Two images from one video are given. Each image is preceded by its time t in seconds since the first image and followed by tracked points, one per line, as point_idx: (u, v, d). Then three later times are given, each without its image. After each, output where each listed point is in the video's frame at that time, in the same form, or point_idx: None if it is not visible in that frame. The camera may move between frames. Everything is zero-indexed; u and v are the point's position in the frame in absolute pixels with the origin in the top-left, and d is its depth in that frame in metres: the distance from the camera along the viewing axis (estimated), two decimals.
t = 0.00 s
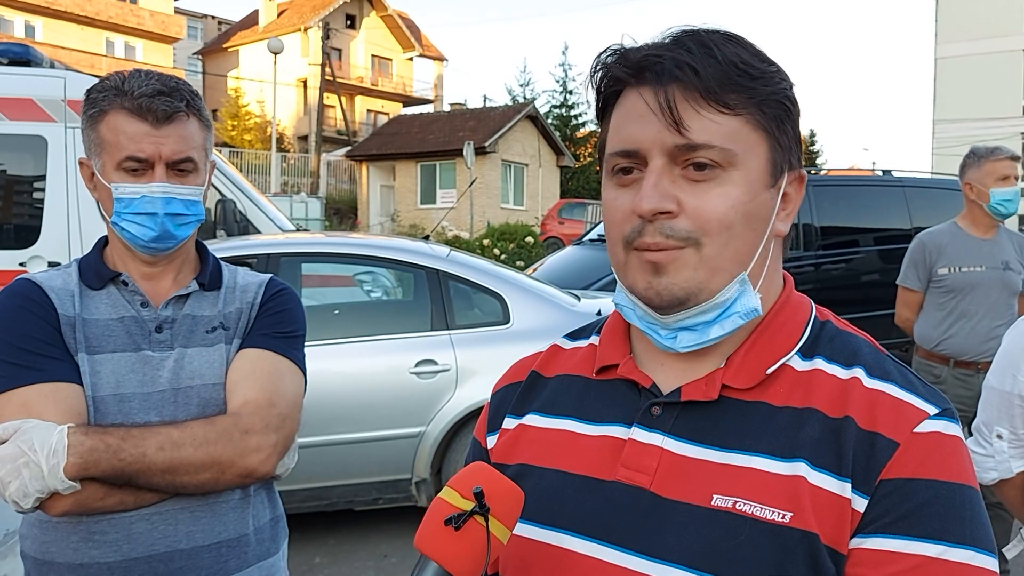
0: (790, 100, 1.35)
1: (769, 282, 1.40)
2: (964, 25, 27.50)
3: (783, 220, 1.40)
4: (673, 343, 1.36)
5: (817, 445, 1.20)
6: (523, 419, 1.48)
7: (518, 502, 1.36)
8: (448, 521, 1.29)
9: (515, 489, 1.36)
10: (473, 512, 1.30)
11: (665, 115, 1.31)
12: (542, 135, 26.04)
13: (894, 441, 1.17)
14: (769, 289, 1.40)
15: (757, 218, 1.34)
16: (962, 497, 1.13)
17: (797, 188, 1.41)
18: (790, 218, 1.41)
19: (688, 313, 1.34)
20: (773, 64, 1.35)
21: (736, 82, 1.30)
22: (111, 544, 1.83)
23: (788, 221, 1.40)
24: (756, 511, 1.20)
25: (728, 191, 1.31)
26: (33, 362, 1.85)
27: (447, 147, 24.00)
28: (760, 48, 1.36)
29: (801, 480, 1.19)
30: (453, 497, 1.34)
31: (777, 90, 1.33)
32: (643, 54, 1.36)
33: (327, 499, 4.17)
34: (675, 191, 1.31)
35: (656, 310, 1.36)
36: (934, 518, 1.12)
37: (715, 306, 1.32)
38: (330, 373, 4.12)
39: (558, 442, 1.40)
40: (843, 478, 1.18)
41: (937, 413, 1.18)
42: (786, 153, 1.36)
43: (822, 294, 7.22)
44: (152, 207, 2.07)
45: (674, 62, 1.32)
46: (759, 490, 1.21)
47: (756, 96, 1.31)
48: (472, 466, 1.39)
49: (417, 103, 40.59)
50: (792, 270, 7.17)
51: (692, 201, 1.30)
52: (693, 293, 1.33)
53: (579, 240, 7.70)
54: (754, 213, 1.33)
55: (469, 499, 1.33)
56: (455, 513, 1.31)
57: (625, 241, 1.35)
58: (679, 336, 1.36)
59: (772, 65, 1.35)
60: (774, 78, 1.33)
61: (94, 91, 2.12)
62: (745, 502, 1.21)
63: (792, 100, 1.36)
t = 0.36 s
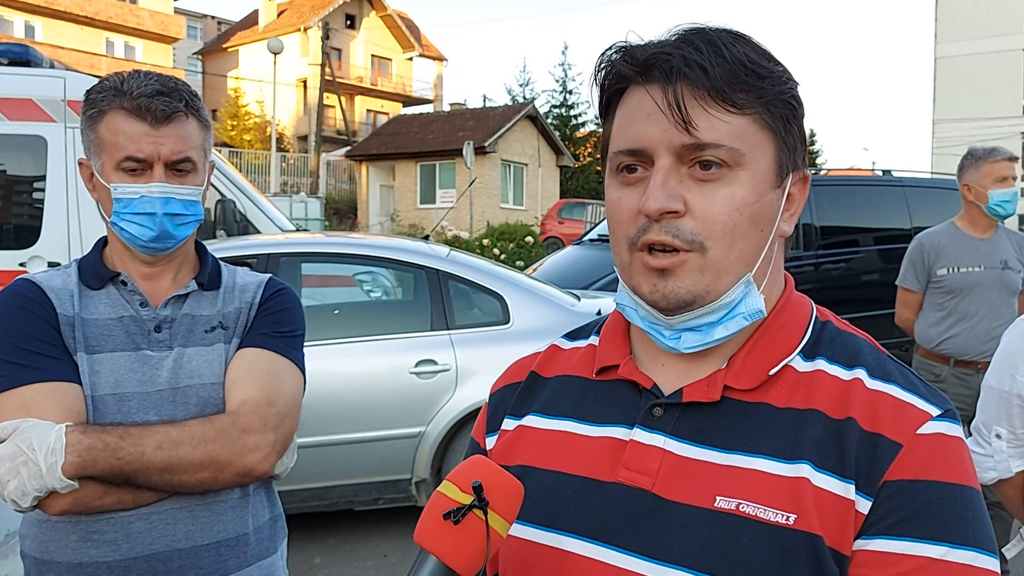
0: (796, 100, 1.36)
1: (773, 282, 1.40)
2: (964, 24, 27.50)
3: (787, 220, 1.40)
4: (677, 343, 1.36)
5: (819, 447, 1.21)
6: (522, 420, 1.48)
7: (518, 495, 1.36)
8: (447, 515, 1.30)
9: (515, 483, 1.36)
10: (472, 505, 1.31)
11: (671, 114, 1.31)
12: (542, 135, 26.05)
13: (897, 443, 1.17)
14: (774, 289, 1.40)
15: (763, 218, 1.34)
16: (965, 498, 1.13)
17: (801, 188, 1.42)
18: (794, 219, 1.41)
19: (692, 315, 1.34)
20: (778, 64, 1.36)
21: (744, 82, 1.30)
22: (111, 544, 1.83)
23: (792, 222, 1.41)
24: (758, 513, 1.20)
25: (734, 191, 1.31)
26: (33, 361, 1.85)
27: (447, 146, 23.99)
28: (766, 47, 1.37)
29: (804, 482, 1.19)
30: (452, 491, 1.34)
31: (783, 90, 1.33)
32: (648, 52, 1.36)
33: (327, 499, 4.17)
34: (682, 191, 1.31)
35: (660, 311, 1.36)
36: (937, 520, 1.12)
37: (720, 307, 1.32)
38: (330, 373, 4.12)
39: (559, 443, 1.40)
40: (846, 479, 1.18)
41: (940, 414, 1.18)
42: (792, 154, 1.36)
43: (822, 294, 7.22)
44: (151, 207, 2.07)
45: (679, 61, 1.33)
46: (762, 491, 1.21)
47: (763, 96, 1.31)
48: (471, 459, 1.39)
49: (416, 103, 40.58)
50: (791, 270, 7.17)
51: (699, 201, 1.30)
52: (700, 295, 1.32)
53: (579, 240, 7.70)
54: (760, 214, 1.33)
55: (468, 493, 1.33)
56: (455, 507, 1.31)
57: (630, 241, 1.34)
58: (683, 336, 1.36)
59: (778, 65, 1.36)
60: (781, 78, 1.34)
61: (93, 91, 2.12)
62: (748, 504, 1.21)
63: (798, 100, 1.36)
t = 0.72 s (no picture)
0: (786, 97, 1.34)
1: (769, 282, 1.39)
2: (964, 24, 27.49)
3: (782, 219, 1.38)
4: (668, 342, 1.37)
5: (821, 447, 1.20)
6: (523, 420, 1.48)
7: (514, 494, 1.35)
8: (443, 514, 1.29)
9: (511, 481, 1.35)
10: (469, 504, 1.30)
11: (654, 115, 1.30)
12: (542, 135, 26.04)
13: (899, 443, 1.16)
14: (769, 289, 1.39)
15: (750, 218, 1.33)
16: (967, 498, 1.13)
17: (795, 186, 1.40)
18: (790, 217, 1.40)
19: (683, 313, 1.33)
20: (768, 61, 1.34)
21: (728, 81, 1.30)
22: (110, 544, 1.83)
23: (788, 220, 1.39)
24: (760, 513, 1.19)
25: (718, 191, 1.30)
26: (32, 361, 1.85)
27: (447, 146, 23.98)
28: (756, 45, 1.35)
29: (806, 482, 1.18)
30: (449, 490, 1.34)
31: (771, 88, 1.32)
32: (635, 54, 1.36)
33: (328, 499, 4.16)
34: (665, 192, 1.30)
35: (651, 311, 1.36)
36: (939, 520, 1.12)
37: (710, 306, 1.32)
38: (330, 373, 4.11)
39: (560, 443, 1.40)
40: (848, 479, 1.17)
41: (943, 413, 1.18)
42: (781, 151, 1.34)
43: (822, 293, 7.22)
44: (149, 207, 2.07)
45: (664, 61, 1.32)
46: (764, 491, 1.20)
47: (748, 94, 1.30)
48: (468, 459, 1.38)
49: (417, 103, 40.58)
50: (792, 269, 7.16)
51: (682, 202, 1.29)
52: (686, 293, 1.32)
53: (579, 240, 7.70)
54: (746, 213, 1.32)
55: (465, 492, 1.32)
56: (451, 506, 1.31)
57: (616, 242, 1.34)
58: (675, 335, 1.36)
59: (767, 62, 1.34)
60: (767, 76, 1.33)
61: (90, 91, 2.11)
62: (750, 504, 1.20)
63: (788, 97, 1.34)
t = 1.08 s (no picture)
0: (757, 95, 1.32)
1: (752, 282, 1.38)
2: (964, 24, 27.49)
3: (760, 216, 1.36)
4: (649, 340, 1.38)
5: (817, 445, 1.20)
6: (523, 422, 1.48)
7: (507, 494, 1.39)
8: (436, 514, 1.33)
9: (503, 481, 1.39)
10: (461, 505, 1.33)
11: (618, 116, 1.32)
12: (542, 135, 26.04)
13: (895, 440, 1.16)
14: (754, 287, 1.38)
15: (717, 215, 1.31)
16: (964, 496, 1.12)
17: (775, 183, 1.37)
18: (771, 214, 1.37)
19: (658, 310, 1.33)
20: (740, 60, 1.33)
21: (691, 80, 1.29)
22: (108, 544, 1.82)
23: (767, 218, 1.36)
24: (756, 512, 1.19)
25: (680, 189, 1.29)
26: (31, 362, 1.84)
27: (447, 146, 23.98)
28: (729, 44, 1.34)
29: (801, 480, 1.18)
30: (442, 490, 1.37)
31: (739, 85, 1.31)
32: (609, 58, 1.39)
33: (328, 499, 4.16)
34: (628, 190, 1.31)
35: (629, 308, 1.36)
36: (935, 519, 1.11)
37: (683, 303, 1.31)
38: (329, 373, 4.11)
39: (558, 443, 1.39)
40: (843, 478, 1.17)
41: (939, 411, 1.17)
42: (753, 149, 1.32)
43: (822, 293, 7.21)
44: (147, 207, 2.07)
45: (631, 63, 1.34)
46: (760, 490, 1.20)
47: (713, 92, 1.29)
48: (460, 460, 1.42)
49: (417, 103, 40.58)
50: (792, 269, 7.16)
51: (644, 200, 1.30)
52: (654, 290, 1.32)
53: (579, 240, 7.69)
54: (712, 211, 1.31)
55: (458, 492, 1.36)
56: (444, 506, 1.34)
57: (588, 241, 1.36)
58: (654, 333, 1.37)
59: (739, 61, 1.33)
60: (736, 73, 1.31)
61: (88, 91, 2.11)
62: (745, 503, 1.20)
63: (759, 95, 1.32)
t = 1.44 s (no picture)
0: (754, 95, 1.32)
1: (750, 283, 1.37)
2: (964, 23, 27.48)
3: (759, 217, 1.35)
4: (649, 343, 1.37)
5: (815, 445, 1.19)
6: (523, 421, 1.47)
7: (501, 494, 1.38)
8: (427, 513, 1.33)
9: (497, 481, 1.38)
10: (453, 505, 1.34)
11: (617, 116, 1.31)
12: (542, 134, 26.04)
13: (893, 439, 1.15)
14: (752, 289, 1.37)
15: (717, 217, 1.30)
16: (963, 496, 1.11)
17: (773, 185, 1.37)
18: (769, 216, 1.37)
19: (659, 314, 1.32)
20: (736, 60, 1.33)
21: (689, 80, 1.29)
22: (105, 544, 1.82)
23: (765, 219, 1.36)
24: (753, 511, 1.18)
25: (681, 190, 1.29)
26: (27, 362, 1.84)
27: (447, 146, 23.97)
28: (725, 44, 1.34)
29: (798, 479, 1.17)
30: (435, 490, 1.38)
31: (737, 86, 1.30)
32: (606, 58, 1.38)
33: (328, 499, 4.15)
34: (629, 191, 1.30)
35: (629, 312, 1.35)
36: (932, 518, 1.11)
37: (684, 306, 1.31)
38: (329, 373, 4.11)
39: (557, 443, 1.39)
40: (840, 477, 1.16)
41: (938, 410, 1.17)
42: (751, 149, 1.32)
43: (823, 293, 7.21)
44: (143, 206, 2.06)
45: (629, 63, 1.33)
46: (757, 489, 1.19)
47: (711, 93, 1.29)
48: (455, 458, 1.42)
49: (417, 103, 40.56)
50: (792, 268, 7.15)
51: (645, 201, 1.29)
52: (657, 294, 1.31)
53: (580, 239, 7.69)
54: (712, 211, 1.30)
55: (450, 492, 1.36)
56: (436, 506, 1.35)
57: (589, 243, 1.35)
58: (654, 336, 1.36)
59: (735, 62, 1.33)
60: (733, 74, 1.31)
61: (84, 91, 2.10)
62: (742, 502, 1.19)
63: (757, 96, 1.32)
